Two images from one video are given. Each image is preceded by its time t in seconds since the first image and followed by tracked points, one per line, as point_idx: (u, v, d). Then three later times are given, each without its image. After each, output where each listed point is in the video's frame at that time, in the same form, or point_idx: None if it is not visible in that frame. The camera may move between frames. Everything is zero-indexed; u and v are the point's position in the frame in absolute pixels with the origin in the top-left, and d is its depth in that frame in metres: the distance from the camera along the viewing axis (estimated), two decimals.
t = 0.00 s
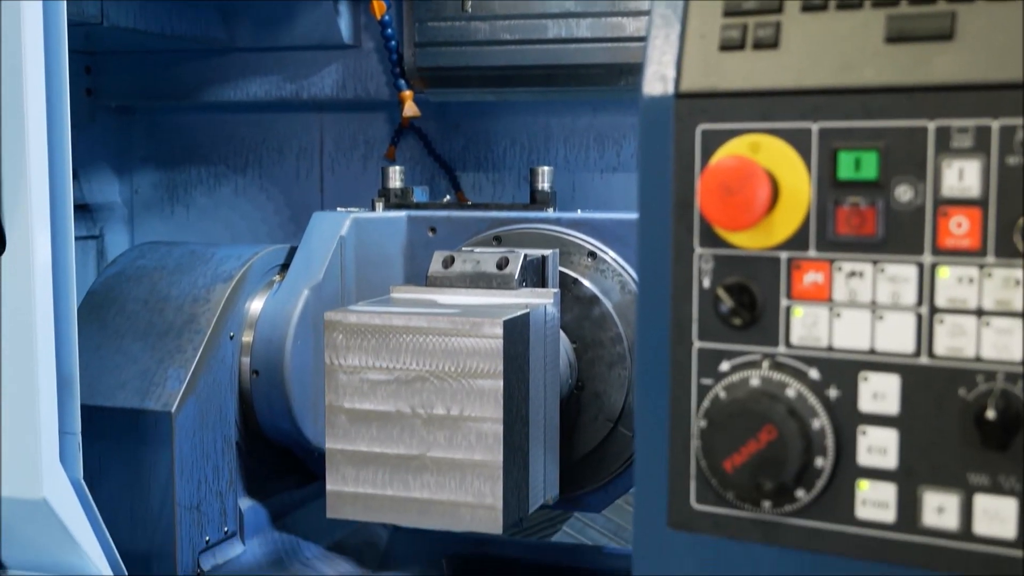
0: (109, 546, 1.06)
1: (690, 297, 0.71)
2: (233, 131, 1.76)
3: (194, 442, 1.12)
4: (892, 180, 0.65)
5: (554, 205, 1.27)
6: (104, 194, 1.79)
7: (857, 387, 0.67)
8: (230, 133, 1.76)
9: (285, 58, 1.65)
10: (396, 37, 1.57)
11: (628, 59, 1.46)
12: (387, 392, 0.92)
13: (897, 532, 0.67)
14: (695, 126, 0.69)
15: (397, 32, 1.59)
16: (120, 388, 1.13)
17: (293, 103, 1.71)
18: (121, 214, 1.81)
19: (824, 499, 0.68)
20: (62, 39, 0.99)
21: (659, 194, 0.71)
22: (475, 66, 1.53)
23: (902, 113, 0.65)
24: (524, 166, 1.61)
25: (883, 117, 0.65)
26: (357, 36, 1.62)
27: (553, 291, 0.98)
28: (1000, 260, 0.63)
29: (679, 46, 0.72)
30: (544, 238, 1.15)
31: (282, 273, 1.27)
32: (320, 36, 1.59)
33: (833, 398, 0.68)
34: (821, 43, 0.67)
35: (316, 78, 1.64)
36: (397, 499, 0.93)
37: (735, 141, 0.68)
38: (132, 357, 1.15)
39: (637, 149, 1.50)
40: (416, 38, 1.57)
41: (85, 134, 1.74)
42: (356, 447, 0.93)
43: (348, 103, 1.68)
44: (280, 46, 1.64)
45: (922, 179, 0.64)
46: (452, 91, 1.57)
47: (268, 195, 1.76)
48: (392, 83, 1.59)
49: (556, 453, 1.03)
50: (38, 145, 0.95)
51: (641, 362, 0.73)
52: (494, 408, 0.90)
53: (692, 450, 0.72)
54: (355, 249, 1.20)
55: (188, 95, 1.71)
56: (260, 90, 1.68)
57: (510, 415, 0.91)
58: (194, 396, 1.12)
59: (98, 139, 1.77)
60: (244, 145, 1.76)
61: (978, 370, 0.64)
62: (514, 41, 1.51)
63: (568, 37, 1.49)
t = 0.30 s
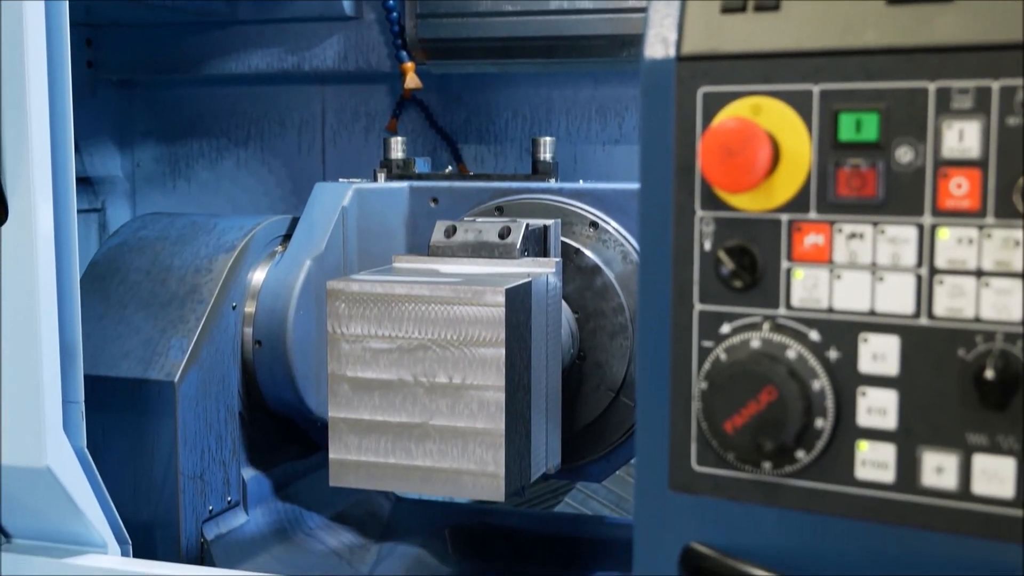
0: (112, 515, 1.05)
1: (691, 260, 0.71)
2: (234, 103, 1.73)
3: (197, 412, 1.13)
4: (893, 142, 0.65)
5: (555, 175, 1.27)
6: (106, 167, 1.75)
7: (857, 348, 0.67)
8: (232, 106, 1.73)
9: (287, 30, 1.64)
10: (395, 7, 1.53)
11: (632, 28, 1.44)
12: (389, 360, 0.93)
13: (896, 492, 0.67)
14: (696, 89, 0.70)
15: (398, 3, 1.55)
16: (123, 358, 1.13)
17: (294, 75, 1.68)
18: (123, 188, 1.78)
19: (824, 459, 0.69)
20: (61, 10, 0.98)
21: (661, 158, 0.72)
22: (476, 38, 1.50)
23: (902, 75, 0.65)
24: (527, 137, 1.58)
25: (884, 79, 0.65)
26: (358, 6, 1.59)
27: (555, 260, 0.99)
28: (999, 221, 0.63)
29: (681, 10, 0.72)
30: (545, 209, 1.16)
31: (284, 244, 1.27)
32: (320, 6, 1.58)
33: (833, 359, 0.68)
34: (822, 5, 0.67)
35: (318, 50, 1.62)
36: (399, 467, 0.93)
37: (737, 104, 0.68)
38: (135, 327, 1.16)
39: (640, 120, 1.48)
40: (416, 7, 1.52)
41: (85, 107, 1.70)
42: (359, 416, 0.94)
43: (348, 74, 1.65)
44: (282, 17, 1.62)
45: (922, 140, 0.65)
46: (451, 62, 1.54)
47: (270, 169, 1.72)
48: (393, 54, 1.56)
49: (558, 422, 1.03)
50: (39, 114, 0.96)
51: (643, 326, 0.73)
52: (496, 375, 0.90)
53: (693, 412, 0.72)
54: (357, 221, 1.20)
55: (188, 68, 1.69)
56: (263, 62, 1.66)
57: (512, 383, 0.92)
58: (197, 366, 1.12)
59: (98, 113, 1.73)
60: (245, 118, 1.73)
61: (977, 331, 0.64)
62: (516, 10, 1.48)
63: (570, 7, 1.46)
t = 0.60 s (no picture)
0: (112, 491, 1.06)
1: (689, 233, 0.71)
2: (233, 84, 1.73)
3: (197, 391, 1.13)
4: (890, 114, 0.65)
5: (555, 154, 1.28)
6: (106, 147, 1.74)
7: (854, 320, 0.68)
8: (231, 86, 1.73)
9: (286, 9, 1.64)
10: None
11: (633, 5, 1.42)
12: (389, 338, 0.93)
13: (892, 463, 0.67)
14: (695, 62, 0.70)
15: None
16: (123, 336, 1.14)
17: (294, 55, 1.68)
18: (122, 168, 1.77)
19: (820, 432, 0.69)
20: None
21: (660, 132, 0.72)
22: (475, 18, 1.49)
23: (899, 48, 0.65)
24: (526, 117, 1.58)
25: (881, 52, 0.65)
26: None
27: (554, 238, 0.99)
28: (995, 193, 0.63)
29: None
30: (546, 187, 1.17)
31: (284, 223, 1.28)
32: None
33: (830, 332, 0.68)
34: None
35: (317, 29, 1.63)
36: (399, 444, 0.94)
37: (735, 77, 0.69)
38: (135, 305, 1.16)
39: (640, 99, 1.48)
40: None
41: (84, 87, 1.69)
42: (359, 393, 0.94)
43: (348, 56, 1.65)
44: None
45: (919, 113, 0.65)
46: (451, 41, 1.54)
47: (269, 149, 1.72)
48: (393, 34, 1.56)
49: (556, 399, 1.04)
50: (38, 93, 0.96)
51: (642, 299, 0.74)
52: (495, 353, 0.90)
53: (690, 385, 0.72)
54: (356, 200, 1.20)
55: (187, 48, 1.69)
56: (260, 42, 1.66)
57: (512, 360, 0.92)
58: (197, 344, 1.13)
59: (97, 93, 1.72)
60: (245, 98, 1.73)
61: (973, 303, 0.65)
62: None
63: None
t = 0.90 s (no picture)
0: (111, 472, 1.06)
1: (687, 211, 0.71)
2: (231, 66, 1.73)
3: (196, 371, 1.14)
4: (887, 91, 0.65)
5: (554, 135, 1.28)
6: (104, 129, 1.73)
7: (850, 297, 0.68)
8: (230, 69, 1.73)
9: None
10: None
11: None
12: (387, 318, 0.93)
13: (888, 440, 0.67)
14: (693, 40, 0.70)
15: None
16: (122, 317, 1.14)
17: (292, 37, 1.68)
18: (121, 150, 1.77)
19: (817, 408, 0.69)
20: None
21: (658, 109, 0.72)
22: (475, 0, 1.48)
23: (896, 26, 0.65)
24: (524, 100, 1.58)
25: (878, 29, 0.65)
26: None
27: (551, 219, 1.00)
28: (992, 170, 0.63)
29: None
30: (545, 168, 1.17)
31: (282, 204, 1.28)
32: None
33: (827, 309, 0.68)
34: None
35: (316, 10, 1.63)
36: (397, 424, 0.94)
37: (733, 55, 0.69)
38: (134, 286, 1.16)
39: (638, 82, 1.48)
40: None
41: (82, 69, 1.68)
42: (358, 372, 0.95)
43: (347, 38, 1.65)
44: None
45: (916, 90, 0.65)
46: (452, 25, 1.53)
47: (268, 131, 1.72)
48: (391, 16, 1.56)
49: (554, 380, 1.04)
50: (37, 72, 0.96)
51: (640, 276, 0.74)
52: (493, 332, 0.90)
53: (688, 362, 0.73)
54: (356, 181, 1.20)
55: (186, 30, 1.69)
56: (258, 23, 1.67)
57: (510, 340, 0.92)
58: (196, 324, 1.13)
59: (97, 75, 1.71)
60: (243, 80, 1.72)
61: (970, 280, 0.65)
62: None
63: None
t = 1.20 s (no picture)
0: (112, 459, 1.06)
1: (686, 197, 0.72)
2: (231, 55, 1.73)
3: (196, 359, 1.14)
4: (887, 77, 0.65)
5: (553, 124, 1.28)
6: (104, 118, 1.73)
7: (850, 283, 0.68)
8: (229, 58, 1.72)
9: None
10: None
11: None
12: (387, 305, 0.93)
13: (887, 425, 0.68)
14: (693, 26, 0.70)
15: None
16: (122, 304, 1.14)
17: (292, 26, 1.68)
18: (121, 139, 1.77)
19: (817, 393, 0.69)
20: None
21: (658, 96, 0.72)
22: None
23: (896, 12, 0.65)
24: (524, 89, 1.58)
25: (878, 15, 0.65)
26: None
27: (550, 207, 1.00)
28: (991, 155, 0.63)
29: None
30: (545, 156, 1.17)
31: (282, 192, 1.28)
32: None
33: (826, 294, 0.68)
34: None
35: None
36: (397, 411, 0.95)
37: (733, 41, 0.69)
38: (134, 273, 1.16)
39: (637, 71, 1.48)
40: None
41: (81, 58, 1.68)
42: (357, 359, 0.95)
43: (346, 27, 1.65)
44: None
45: (916, 76, 0.65)
46: (452, 13, 1.53)
47: (267, 120, 1.72)
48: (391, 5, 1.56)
49: (554, 367, 1.04)
50: (37, 61, 0.96)
51: (640, 262, 0.74)
52: (493, 320, 0.91)
53: (687, 347, 0.73)
54: (355, 169, 1.21)
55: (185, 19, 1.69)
56: (257, 12, 1.66)
57: (510, 328, 0.92)
58: (196, 312, 1.13)
59: (96, 64, 1.71)
60: (243, 70, 1.72)
61: (969, 265, 0.65)
62: None
63: None
